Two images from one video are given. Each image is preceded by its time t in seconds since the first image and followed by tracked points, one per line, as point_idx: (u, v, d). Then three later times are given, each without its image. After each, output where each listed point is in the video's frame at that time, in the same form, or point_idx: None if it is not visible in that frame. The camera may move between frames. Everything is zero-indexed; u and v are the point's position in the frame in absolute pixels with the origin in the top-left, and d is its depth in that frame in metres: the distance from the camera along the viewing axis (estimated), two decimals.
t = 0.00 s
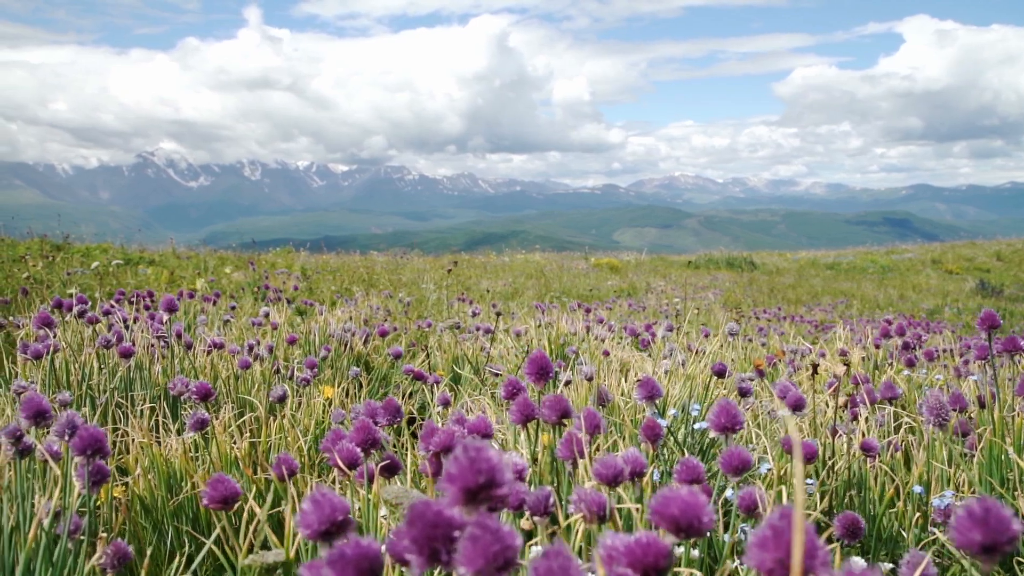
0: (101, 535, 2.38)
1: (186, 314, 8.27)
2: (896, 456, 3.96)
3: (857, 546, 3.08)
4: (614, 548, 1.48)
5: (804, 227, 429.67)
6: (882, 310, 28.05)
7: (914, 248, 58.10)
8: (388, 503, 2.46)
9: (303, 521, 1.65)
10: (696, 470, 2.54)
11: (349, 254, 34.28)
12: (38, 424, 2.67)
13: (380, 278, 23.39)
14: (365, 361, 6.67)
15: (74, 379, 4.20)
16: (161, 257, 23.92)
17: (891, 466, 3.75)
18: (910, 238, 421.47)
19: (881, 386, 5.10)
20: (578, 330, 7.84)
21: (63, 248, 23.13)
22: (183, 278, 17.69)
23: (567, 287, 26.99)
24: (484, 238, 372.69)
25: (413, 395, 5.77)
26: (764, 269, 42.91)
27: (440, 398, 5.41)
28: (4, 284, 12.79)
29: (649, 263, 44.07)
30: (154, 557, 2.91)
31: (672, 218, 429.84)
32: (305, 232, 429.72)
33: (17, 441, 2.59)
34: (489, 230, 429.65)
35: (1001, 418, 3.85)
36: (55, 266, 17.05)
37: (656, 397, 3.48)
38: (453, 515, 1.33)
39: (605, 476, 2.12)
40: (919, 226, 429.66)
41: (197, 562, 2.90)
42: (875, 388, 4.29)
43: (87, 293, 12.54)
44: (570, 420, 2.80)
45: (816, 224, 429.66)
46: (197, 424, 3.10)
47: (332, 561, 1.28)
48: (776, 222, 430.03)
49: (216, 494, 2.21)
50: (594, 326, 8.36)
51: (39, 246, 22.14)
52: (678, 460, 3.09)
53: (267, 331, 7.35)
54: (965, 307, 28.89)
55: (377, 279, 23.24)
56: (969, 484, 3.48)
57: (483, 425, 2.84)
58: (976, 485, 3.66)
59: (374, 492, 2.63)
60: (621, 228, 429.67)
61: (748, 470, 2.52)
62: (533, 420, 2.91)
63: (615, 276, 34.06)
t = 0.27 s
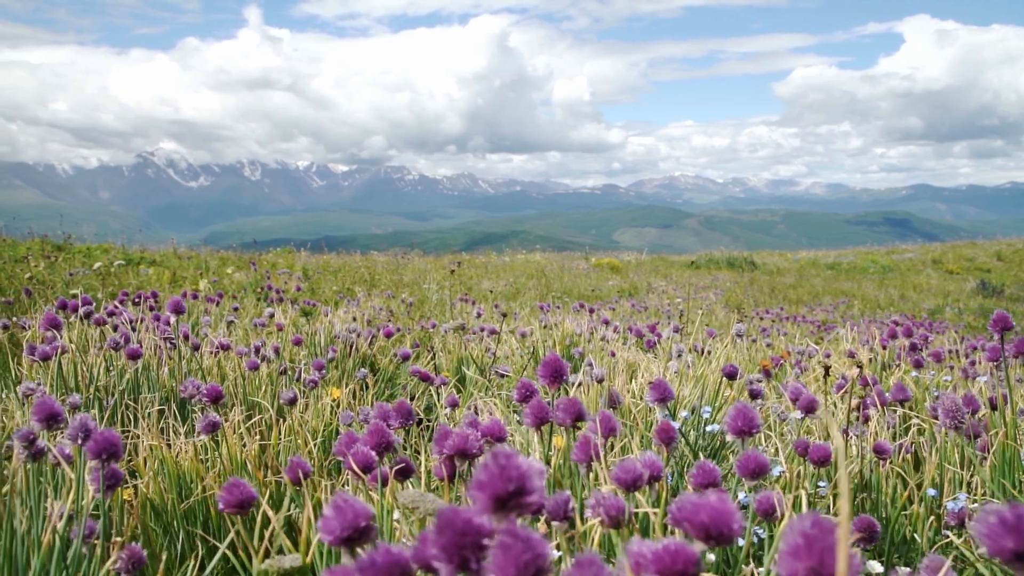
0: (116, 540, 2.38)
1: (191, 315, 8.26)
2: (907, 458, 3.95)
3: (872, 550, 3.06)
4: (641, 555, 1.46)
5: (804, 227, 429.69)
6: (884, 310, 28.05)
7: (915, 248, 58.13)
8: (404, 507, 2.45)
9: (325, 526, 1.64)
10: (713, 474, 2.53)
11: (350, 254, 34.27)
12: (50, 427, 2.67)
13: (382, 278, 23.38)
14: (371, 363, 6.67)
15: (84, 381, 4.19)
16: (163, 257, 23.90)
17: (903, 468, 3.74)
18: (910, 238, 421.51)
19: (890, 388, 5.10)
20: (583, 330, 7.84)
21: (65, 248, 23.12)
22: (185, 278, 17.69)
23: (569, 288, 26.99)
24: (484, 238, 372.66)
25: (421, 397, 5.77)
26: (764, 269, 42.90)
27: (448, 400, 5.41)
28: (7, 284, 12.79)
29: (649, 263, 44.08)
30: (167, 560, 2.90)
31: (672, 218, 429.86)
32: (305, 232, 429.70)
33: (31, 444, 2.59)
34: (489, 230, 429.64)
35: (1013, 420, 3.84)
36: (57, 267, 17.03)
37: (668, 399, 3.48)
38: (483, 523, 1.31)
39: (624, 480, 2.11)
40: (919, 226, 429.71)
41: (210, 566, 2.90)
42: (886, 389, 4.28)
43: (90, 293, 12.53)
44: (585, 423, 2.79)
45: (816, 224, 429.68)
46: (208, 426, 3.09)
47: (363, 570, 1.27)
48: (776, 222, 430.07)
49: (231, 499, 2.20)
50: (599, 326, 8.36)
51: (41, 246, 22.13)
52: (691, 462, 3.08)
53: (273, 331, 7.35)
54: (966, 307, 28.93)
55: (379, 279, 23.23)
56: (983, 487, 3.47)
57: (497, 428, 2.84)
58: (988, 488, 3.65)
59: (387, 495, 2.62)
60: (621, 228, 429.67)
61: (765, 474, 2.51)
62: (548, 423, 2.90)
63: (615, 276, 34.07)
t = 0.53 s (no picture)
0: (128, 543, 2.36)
1: (194, 315, 8.24)
2: (918, 460, 3.93)
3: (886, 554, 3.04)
4: (666, 561, 1.45)
5: (804, 227, 429.69)
6: (885, 311, 28.05)
7: (915, 248, 58.15)
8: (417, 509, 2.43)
9: (344, 531, 1.63)
10: (727, 477, 2.52)
11: (350, 254, 34.25)
12: (61, 430, 2.66)
13: (383, 278, 23.37)
14: (376, 363, 6.66)
15: (90, 384, 4.17)
16: (164, 258, 23.88)
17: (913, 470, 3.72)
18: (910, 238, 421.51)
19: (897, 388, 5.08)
20: (587, 330, 7.81)
21: (66, 248, 23.10)
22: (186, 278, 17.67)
23: (570, 288, 26.98)
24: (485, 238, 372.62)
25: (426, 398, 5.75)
26: (765, 269, 42.89)
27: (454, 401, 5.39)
28: (8, 284, 12.76)
29: (650, 262, 44.06)
30: (177, 562, 2.89)
31: (672, 218, 429.84)
32: (306, 232, 429.69)
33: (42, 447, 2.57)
34: (489, 230, 429.64)
35: None
36: (59, 267, 17.01)
37: (679, 401, 3.45)
38: (509, 529, 1.30)
39: (641, 484, 2.10)
40: (919, 227, 429.72)
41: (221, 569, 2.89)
42: (895, 391, 4.26)
43: (92, 293, 12.51)
44: (598, 425, 2.78)
45: (816, 224, 429.68)
46: (218, 428, 3.08)
47: None
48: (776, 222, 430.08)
49: (245, 502, 2.19)
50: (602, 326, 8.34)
51: (42, 247, 22.11)
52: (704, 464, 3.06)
53: (276, 332, 7.33)
54: (966, 307, 28.95)
55: (380, 279, 23.22)
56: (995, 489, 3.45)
57: (509, 430, 2.83)
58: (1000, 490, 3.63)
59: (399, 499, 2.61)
60: (621, 228, 429.66)
61: (781, 477, 2.50)
62: (560, 425, 2.89)
63: (616, 277, 34.06)
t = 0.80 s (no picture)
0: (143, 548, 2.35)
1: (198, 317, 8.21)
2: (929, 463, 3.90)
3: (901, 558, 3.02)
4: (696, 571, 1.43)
5: (804, 227, 429.67)
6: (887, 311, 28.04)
7: (916, 248, 58.13)
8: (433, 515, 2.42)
9: (368, 540, 1.61)
10: (744, 482, 2.51)
11: (351, 254, 34.22)
12: (74, 435, 2.65)
13: (385, 279, 23.36)
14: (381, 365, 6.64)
15: (98, 386, 4.15)
16: (166, 258, 23.86)
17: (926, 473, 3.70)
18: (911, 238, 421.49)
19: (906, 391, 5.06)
20: (592, 332, 7.79)
21: (68, 249, 23.08)
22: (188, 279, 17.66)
23: (572, 288, 26.97)
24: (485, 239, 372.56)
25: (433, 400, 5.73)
26: (766, 269, 42.90)
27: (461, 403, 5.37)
28: (9, 284, 12.74)
29: (651, 262, 44.05)
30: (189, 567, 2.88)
31: (672, 218, 429.80)
32: (306, 232, 429.67)
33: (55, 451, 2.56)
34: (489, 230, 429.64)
35: None
36: (61, 267, 16.98)
37: (691, 404, 3.43)
38: (541, 539, 1.28)
39: (661, 490, 2.08)
40: (919, 227, 429.72)
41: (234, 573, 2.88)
42: (906, 393, 4.24)
43: (94, 294, 12.49)
44: (612, 430, 2.77)
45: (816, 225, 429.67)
46: (230, 432, 3.06)
47: None
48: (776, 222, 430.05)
49: (262, 508, 2.18)
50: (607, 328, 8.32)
51: (44, 247, 22.08)
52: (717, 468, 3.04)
53: (281, 334, 7.31)
54: (968, 307, 28.95)
55: (382, 279, 23.20)
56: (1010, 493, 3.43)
57: (523, 434, 2.81)
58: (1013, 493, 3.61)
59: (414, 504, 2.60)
60: (621, 228, 429.64)
61: (798, 483, 2.49)
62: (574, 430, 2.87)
63: (618, 277, 34.05)
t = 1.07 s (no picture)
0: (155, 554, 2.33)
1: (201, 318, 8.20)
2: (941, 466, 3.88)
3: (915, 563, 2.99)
4: None
5: (804, 227, 429.67)
6: (888, 312, 28.05)
7: (917, 248, 58.12)
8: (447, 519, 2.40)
9: (389, 547, 1.59)
10: (759, 485, 2.50)
11: (352, 255, 34.20)
12: (83, 439, 2.63)
13: (386, 279, 23.35)
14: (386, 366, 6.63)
15: (105, 389, 4.14)
16: (167, 258, 23.83)
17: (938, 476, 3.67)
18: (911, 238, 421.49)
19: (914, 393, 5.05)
20: (597, 333, 7.78)
21: (68, 249, 23.08)
22: (189, 279, 17.65)
23: (573, 288, 26.95)
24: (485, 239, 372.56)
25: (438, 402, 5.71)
26: (767, 269, 42.90)
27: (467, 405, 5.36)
28: (10, 284, 12.73)
29: (651, 262, 44.03)
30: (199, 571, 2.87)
31: (672, 218, 429.79)
32: (306, 232, 429.66)
33: (65, 455, 2.54)
34: (489, 230, 429.65)
35: None
36: (62, 268, 16.97)
37: (702, 407, 3.42)
38: (568, 550, 1.26)
39: (679, 495, 2.07)
40: (919, 227, 429.74)
41: None
42: (917, 396, 4.22)
43: (96, 295, 12.47)
44: (626, 434, 2.76)
45: (816, 225, 429.68)
46: (240, 436, 3.04)
47: None
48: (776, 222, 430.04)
49: (277, 513, 2.16)
50: (611, 329, 8.31)
51: (45, 248, 22.08)
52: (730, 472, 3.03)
53: (285, 336, 7.30)
54: (968, 307, 28.94)
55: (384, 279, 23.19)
56: None
57: (535, 437, 2.80)
58: None
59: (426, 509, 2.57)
60: (621, 228, 429.66)
61: (815, 487, 2.47)
62: (586, 433, 2.86)
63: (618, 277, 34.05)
